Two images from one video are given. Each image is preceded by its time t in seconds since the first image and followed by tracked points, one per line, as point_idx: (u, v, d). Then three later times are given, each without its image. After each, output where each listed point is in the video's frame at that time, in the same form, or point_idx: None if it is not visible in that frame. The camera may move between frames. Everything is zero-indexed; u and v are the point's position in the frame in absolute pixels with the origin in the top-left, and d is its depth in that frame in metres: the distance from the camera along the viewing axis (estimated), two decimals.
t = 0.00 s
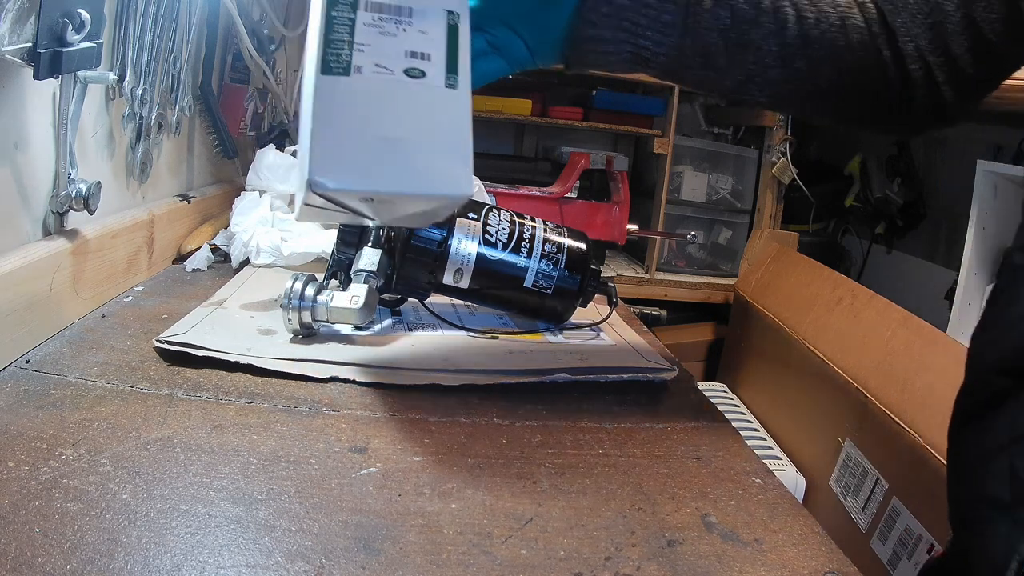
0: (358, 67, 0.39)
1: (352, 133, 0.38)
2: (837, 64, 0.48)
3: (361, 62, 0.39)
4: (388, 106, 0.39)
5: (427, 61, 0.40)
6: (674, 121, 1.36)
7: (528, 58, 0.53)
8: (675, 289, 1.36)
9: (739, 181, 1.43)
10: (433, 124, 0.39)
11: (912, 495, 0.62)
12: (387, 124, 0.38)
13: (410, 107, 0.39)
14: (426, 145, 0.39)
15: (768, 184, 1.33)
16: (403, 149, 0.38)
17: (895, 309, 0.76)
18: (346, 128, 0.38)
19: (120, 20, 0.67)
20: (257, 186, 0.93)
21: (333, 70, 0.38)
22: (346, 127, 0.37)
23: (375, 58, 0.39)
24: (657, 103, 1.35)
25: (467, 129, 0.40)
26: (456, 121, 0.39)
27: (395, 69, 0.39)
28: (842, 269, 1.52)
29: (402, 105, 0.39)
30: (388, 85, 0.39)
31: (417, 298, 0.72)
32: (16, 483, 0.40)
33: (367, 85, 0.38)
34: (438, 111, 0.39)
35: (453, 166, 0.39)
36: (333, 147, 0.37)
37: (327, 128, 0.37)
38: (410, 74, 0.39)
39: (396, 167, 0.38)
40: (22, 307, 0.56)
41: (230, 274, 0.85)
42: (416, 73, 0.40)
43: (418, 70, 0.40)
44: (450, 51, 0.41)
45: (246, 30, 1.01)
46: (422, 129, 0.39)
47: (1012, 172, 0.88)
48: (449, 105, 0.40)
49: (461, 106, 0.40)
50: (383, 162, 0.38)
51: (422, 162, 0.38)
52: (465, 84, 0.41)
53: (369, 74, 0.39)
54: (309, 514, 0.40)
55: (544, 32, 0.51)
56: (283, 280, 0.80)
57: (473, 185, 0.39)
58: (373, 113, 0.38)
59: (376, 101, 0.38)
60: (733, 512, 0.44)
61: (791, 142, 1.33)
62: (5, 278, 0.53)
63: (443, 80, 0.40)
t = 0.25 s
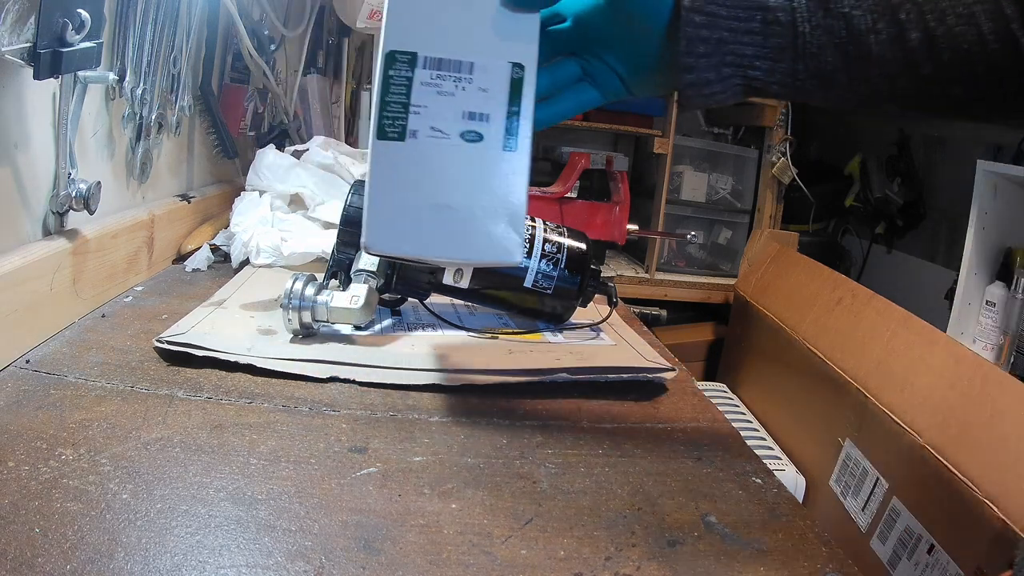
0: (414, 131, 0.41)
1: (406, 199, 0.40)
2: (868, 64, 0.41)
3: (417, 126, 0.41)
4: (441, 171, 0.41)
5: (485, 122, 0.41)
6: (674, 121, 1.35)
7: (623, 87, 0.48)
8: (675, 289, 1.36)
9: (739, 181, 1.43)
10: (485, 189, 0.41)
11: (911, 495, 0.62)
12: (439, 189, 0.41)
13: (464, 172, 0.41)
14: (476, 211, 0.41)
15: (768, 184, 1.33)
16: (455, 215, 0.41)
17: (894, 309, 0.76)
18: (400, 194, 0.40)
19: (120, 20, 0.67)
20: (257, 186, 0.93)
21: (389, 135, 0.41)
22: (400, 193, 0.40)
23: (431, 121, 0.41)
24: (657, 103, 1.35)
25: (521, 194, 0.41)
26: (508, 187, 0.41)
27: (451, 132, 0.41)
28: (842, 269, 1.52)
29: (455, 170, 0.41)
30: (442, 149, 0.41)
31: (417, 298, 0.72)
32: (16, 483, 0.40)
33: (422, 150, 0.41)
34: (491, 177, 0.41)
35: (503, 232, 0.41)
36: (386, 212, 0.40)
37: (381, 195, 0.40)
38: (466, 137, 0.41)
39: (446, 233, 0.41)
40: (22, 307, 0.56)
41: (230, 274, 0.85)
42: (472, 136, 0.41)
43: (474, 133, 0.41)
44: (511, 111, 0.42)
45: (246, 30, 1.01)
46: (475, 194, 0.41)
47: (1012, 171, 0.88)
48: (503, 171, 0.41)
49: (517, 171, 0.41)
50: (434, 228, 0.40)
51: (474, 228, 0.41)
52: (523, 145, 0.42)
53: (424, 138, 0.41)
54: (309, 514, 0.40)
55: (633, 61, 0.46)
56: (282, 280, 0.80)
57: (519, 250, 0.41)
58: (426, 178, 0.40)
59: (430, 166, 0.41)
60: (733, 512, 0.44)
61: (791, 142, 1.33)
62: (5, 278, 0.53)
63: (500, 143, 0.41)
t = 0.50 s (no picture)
0: (474, 126, 0.38)
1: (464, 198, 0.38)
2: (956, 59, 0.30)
3: (478, 119, 0.38)
4: (501, 169, 0.38)
5: (551, 116, 0.39)
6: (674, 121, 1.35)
7: (704, 78, 0.40)
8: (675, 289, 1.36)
9: (739, 181, 1.43)
10: (549, 190, 0.39)
11: (911, 495, 0.62)
12: (500, 187, 0.38)
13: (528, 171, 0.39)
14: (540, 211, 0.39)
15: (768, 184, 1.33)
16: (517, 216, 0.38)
17: (895, 309, 0.76)
18: (459, 192, 0.38)
19: (120, 20, 0.67)
20: (257, 186, 0.93)
21: (448, 130, 0.38)
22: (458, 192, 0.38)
23: (492, 115, 0.38)
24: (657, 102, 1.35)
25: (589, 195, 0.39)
26: (575, 186, 0.39)
27: (514, 127, 0.39)
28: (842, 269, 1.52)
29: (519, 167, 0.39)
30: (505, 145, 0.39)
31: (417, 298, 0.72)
32: (16, 483, 0.40)
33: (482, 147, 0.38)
34: (556, 176, 0.39)
35: (568, 234, 0.39)
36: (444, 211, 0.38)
37: (438, 194, 0.38)
38: (530, 133, 0.39)
39: (507, 234, 0.38)
40: (22, 308, 0.56)
41: (230, 274, 0.85)
42: (537, 131, 0.39)
43: (539, 128, 0.39)
44: (577, 103, 0.39)
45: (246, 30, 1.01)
46: (538, 193, 0.39)
47: (1012, 171, 0.88)
48: (569, 169, 0.39)
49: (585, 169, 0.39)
50: (495, 229, 0.38)
51: (537, 230, 0.39)
52: (592, 140, 0.39)
53: (485, 133, 0.38)
54: (309, 514, 0.40)
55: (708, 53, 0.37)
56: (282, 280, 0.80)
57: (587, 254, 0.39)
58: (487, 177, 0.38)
59: (491, 164, 0.38)
60: (733, 512, 0.44)
61: (791, 142, 1.33)
62: (5, 278, 0.53)
63: (566, 139, 0.39)
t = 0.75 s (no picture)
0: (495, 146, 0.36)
1: (488, 228, 0.36)
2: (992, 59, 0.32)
3: (498, 140, 0.36)
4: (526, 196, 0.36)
5: (575, 133, 0.36)
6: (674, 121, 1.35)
7: (732, 78, 0.38)
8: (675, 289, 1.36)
9: (739, 181, 1.43)
10: (578, 214, 0.36)
11: (911, 495, 0.62)
12: (525, 215, 0.36)
13: (553, 195, 0.36)
14: (568, 239, 0.36)
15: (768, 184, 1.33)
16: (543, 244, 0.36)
17: (895, 309, 0.76)
18: (479, 221, 0.36)
19: (120, 19, 0.67)
20: (257, 186, 0.93)
21: (465, 151, 0.35)
22: (480, 223, 0.36)
23: (513, 133, 0.36)
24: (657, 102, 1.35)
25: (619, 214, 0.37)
26: (605, 208, 0.37)
27: (537, 147, 0.36)
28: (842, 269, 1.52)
29: (544, 189, 0.36)
30: (529, 166, 0.36)
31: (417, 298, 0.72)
32: (16, 483, 0.40)
33: (504, 170, 0.36)
34: (584, 200, 0.36)
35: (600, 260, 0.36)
36: (466, 244, 0.36)
37: (459, 225, 0.36)
38: (554, 151, 0.36)
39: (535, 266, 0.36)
40: (22, 307, 0.56)
41: (230, 274, 0.85)
42: (560, 150, 0.36)
43: (564, 146, 0.36)
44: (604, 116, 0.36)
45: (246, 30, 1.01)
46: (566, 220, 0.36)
47: (1012, 170, 0.88)
48: (598, 189, 0.36)
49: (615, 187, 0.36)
50: (522, 261, 0.36)
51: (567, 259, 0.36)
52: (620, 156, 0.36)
53: (507, 154, 0.36)
54: (309, 514, 0.40)
55: (736, 53, 0.36)
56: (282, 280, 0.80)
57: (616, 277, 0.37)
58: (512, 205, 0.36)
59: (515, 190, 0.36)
60: (733, 512, 0.44)
61: (791, 142, 1.33)
62: (4, 278, 0.53)
63: (592, 156, 0.36)
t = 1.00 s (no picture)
0: (470, 211, 0.31)
1: (462, 312, 0.30)
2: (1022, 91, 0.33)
3: (476, 203, 0.31)
4: (512, 270, 0.31)
5: (573, 197, 0.32)
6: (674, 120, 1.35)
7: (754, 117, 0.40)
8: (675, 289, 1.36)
9: (739, 181, 1.43)
10: (576, 293, 0.31)
11: (911, 494, 0.62)
12: (513, 299, 0.30)
13: (545, 272, 0.31)
14: (565, 326, 0.31)
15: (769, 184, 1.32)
16: (533, 333, 0.30)
17: (895, 309, 0.76)
18: (452, 302, 0.30)
19: (119, 19, 0.67)
20: (257, 186, 0.93)
21: (432, 218, 0.30)
22: (453, 302, 0.30)
23: (494, 196, 0.31)
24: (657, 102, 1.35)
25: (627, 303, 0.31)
26: (613, 291, 0.31)
27: (527, 214, 0.31)
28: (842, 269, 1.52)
29: (534, 265, 0.31)
30: (517, 240, 0.31)
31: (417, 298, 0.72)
32: (17, 483, 0.40)
33: (486, 244, 0.31)
34: (585, 277, 0.31)
35: (605, 351, 0.31)
36: (433, 333, 0.30)
37: (427, 309, 0.30)
38: (547, 221, 0.31)
39: (523, 361, 0.30)
40: (22, 307, 0.56)
41: (230, 274, 0.85)
42: (557, 217, 0.31)
43: (562, 214, 0.31)
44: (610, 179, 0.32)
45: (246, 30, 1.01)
46: (563, 301, 0.31)
47: (1012, 170, 0.88)
48: (603, 267, 0.31)
49: (622, 267, 0.32)
50: (505, 356, 0.30)
51: (563, 349, 0.31)
52: (627, 230, 0.32)
53: (486, 222, 0.31)
54: (309, 514, 0.40)
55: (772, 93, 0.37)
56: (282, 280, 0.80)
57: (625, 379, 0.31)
58: (495, 283, 0.30)
59: (497, 265, 0.31)
60: (733, 512, 0.44)
61: (790, 142, 1.32)
62: (5, 278, 0.53)
63: (595, 228, 0.32)
